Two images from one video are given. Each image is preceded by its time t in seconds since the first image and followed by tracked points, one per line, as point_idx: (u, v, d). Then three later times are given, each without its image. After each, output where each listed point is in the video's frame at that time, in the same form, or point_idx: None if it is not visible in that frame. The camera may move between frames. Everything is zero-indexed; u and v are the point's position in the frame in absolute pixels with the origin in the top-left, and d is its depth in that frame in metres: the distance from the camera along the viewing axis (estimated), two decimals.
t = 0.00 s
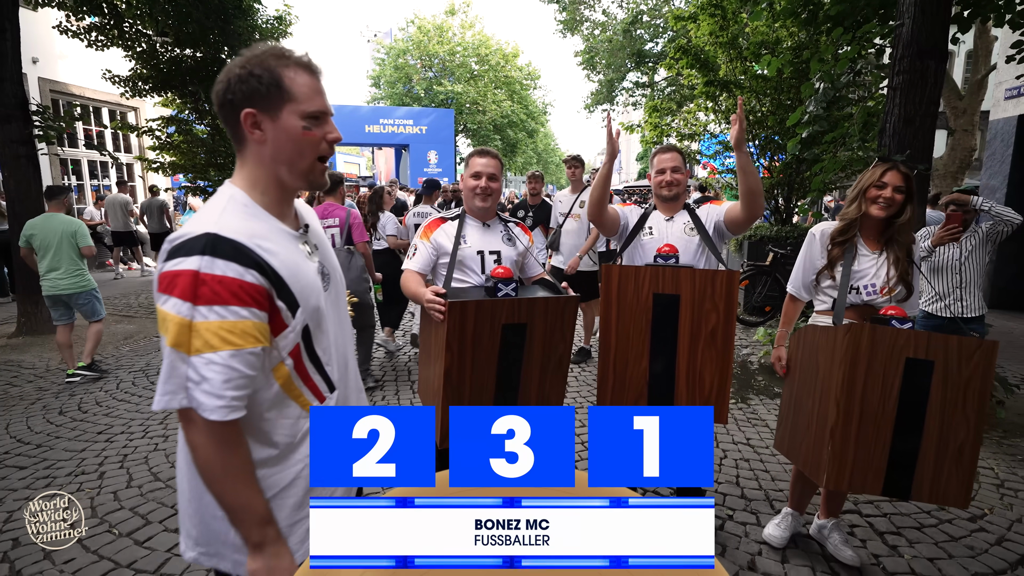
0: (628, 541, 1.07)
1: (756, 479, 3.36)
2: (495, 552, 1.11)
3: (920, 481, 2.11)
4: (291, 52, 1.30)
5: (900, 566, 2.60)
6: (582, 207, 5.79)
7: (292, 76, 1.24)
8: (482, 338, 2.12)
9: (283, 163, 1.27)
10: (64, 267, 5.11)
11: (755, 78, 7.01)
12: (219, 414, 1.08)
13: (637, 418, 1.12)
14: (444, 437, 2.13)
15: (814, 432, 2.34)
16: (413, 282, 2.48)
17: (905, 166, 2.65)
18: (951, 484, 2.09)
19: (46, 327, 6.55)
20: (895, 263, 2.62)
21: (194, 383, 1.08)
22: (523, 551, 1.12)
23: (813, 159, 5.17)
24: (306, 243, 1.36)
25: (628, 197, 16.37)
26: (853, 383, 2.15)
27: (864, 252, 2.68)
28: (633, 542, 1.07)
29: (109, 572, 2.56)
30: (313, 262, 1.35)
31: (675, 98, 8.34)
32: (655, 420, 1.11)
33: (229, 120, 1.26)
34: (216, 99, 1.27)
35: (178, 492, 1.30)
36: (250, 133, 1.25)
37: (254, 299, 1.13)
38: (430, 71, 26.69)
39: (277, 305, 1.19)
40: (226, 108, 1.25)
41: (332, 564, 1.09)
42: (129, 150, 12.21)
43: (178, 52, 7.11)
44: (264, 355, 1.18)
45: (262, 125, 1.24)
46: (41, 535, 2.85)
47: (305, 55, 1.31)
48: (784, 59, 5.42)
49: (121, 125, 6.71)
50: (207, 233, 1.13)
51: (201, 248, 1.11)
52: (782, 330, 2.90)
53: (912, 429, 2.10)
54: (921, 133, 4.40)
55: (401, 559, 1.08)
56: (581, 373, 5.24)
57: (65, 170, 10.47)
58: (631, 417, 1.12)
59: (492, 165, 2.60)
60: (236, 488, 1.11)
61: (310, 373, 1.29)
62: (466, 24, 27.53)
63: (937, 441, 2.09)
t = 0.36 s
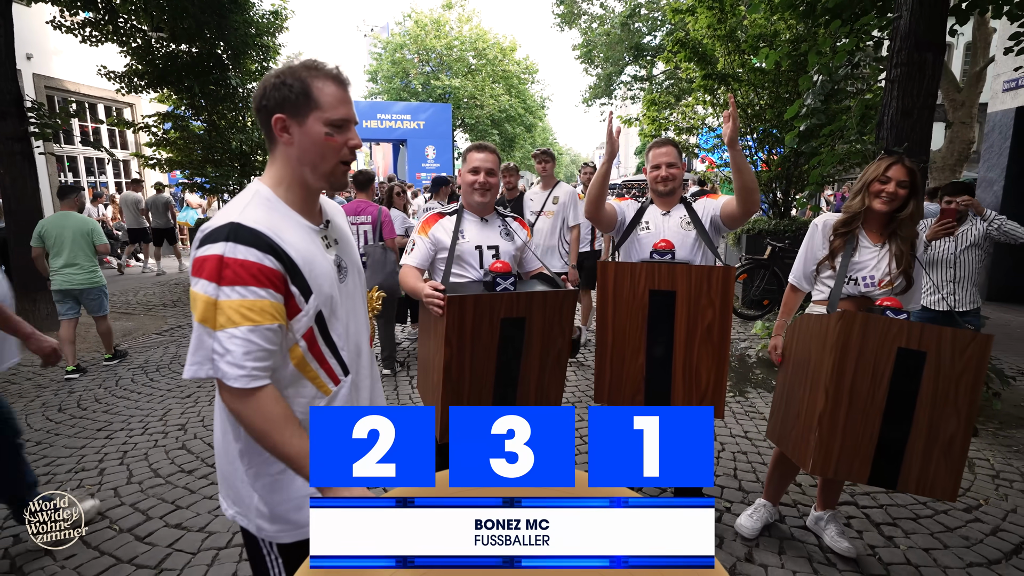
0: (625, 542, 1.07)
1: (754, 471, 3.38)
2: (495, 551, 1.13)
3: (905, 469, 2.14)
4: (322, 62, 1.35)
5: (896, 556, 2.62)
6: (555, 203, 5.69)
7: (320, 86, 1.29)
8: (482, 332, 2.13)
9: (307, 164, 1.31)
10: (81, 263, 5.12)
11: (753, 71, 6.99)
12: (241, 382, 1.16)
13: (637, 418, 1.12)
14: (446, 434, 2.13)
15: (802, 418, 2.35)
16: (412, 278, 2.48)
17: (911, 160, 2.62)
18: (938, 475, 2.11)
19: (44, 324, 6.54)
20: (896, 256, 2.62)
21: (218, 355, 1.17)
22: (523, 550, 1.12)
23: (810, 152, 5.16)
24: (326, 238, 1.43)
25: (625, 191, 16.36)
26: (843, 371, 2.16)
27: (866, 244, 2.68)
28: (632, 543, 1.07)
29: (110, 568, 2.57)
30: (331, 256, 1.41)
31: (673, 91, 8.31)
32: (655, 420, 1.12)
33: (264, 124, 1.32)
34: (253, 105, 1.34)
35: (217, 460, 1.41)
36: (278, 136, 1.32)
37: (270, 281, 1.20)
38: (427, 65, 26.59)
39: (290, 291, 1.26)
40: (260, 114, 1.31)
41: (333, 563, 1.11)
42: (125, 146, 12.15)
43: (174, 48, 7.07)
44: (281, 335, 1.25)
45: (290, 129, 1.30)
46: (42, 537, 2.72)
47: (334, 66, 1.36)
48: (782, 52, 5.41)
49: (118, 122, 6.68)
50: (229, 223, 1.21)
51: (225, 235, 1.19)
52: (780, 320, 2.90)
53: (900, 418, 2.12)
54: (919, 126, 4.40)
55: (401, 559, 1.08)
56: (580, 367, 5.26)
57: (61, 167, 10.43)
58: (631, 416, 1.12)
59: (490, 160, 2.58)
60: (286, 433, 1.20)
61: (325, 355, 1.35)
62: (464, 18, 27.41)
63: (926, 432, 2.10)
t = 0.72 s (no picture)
0: (624, 541, 1.07)
1: (752, 467, 3.39)
2: (495, 552, 1.12)
3: (897, 466, 2.15)
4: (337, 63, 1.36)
5: (893, 550, 2.63)
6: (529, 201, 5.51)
7: (332, 86, 1.29)
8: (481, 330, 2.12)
9: (316, 161, 1.31)
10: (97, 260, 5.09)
11: (750, 66, 6.97)
12: (227, 369, 1.13)
13: (637, 418, 1.12)
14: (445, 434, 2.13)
15: (794, 416, 2.37)
16: (408, 276, 2.47)
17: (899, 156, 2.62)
18: (931, 472, 2.11)
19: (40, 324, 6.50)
20: (888, 252, 2.61)
21: (208, 341, 1.15)
22: (523, 551, 1.12)
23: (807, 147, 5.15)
24: (332, 235, 1.40)
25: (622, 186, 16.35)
26: (829, 368, 2.18)
27: (856, 240, 2.69)
28: (632, 543, 1.06)
29: (108, 567, 2.57)
30: (335, 253, 1.38)
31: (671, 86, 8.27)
32: (655, 420, 1.12)
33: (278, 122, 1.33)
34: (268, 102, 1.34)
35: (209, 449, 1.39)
36: (290, 132, 1.32)
37: (267, 273, 1.19)
38: (423, 61, 26.46)
39: (289, 283, 1.24)
40: (275, 111, 1.31)
41: (332, 563, 1.10)
42: (120, 144, 12.08)
43: (168, 44, 7.01)
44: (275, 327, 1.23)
45: (301, 126, 1.30)
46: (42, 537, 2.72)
47: (348, 66, 1.36)
48: (779, 47, 5.40)
49: (113, 120, 6.60)
50: (232, 212, 1.20)
51: (227, 225, 1.18)
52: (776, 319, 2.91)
53: (889, 414, 2.13)
54: (916, 120, 4.40)
55: (401, 559, 1.08)
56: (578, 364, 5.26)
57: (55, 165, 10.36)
58: (631, 416, 1.12)
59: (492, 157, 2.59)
60: (243, 432, 1.15)
61: (321, 350, 1.32)
62: (460, 14, 27.30)
63: (917, 427, 2.11)
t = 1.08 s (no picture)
0: (626, 542, 1.06)
1: (752, 463, 3.38)
2: (495, 552, 1.11)
3: (893, 463, 2.15)
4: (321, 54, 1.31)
5: (894, 545, 2.63)
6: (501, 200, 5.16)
7: (316, 76, 1.24)
8: (483, 329, 2.10)
9: (298, 156, 1.26)
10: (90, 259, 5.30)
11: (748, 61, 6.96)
12: (194, 384, 1.08)
13: (636, 418, 1.11)
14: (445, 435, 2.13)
15: (790, 415, 2.39)
16: (407, 274, 2.46)
17: (889, 151, 2.62)
18: (928, 468, 2.11)
19: (37, 325, 6.47)
20: (882, 248, 2.59)
21: (175, 352, 1.09)
22: (523, 551, 1.11)
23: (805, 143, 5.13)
24: (315, 237, 1.34)
25: (620, 183, 16.34)
26: (820, 368, 2.19)
27: (850, 237, 2.68)
28: (633, 543, 1.05)
29: (107, 569, 2.56)
30: (319, 257, 1.32)
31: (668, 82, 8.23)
32: (655, 420, 1.10)
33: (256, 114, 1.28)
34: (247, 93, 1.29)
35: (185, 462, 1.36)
36: (271, 125, 1.26)
37: (242, 279, 1.12)
38: (419, 58, 26.36)
39: (267, 290, 1.18)
40: (255, 102, 1.26)
41: (332, 563, 1.09)
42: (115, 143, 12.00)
43: (162, 43, 6.96)
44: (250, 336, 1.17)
45: (282, 118, 1.25)
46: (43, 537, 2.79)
47: (334, 58, 1.31)
48: (777, 42, 5.39)
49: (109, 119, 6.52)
50: (205, 212, 1.14)
51: (198, 226, 1.11)
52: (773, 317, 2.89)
53: (883, 411, 2.14)
54: (915, 115, 4.39)
55: (401, 559, 1.07)
56: (576, 362, 5.25)
57: (50, 165, 10.27)
58: (631, 417, 1.11)
59: (494, 154, 2.59)
60: (207, 451, 1.11)
61: (302, 361, 1.26)
62: (456, 11, 27.19)
63: (913, 424, 2.11)
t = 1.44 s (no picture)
0: (624, 541, 1.05)
1: (750, 459, 3.38)
2: (495, 552, 1.10)
3: (889, 457, 2.15)
4: (260, 22, 1.12)
5: (892, 541, 2.63)
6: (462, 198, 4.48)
7: (256, 48, 1.06)
8: (481, 325, 2.08)
9: (236, 143, 1.08)
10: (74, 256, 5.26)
11: (747, 57, 6.95)
12: (111, 427, 0.88)
13: (637, 418, 1.10)
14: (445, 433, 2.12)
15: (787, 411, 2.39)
16: (405, 267, 2.43)
17: (880, 146, 2.61)
18: (925, 463, 2.11)
19: (33, 321, 6.44)
20: (878, 243, 2.59)
21: (86, 389, 0.88)
22: (523, 551, 1.10)
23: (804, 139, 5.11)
24: (263, 236, 1.15)
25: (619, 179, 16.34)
26: (816, 364, 2.19)
27: (846, 233, 2.67)
28: (633, 542, 1.05)
29: (102, 568, 2.54)
30: (269, 259, 1.14)
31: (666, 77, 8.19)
32: (655, 420, 1.10)
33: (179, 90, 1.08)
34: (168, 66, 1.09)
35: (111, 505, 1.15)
36: (201, 107, 1.07)
37: (172, 293, 0.93)
38: (417, 54, 26.27)
39: (205, 303, 0.99)
40: (178, 77, 1.06)
41: (330, 563, 1.07)
42: (111, 139, 11.92)
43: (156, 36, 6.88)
44: (185, 361, 0.98)
45: (215, 97, 1.06)
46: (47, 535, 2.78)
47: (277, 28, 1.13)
48: (776, 37, 5.38)
49: (104, 114, 6.37)
50: (121, 213, 0.93)
51: (111, 230, 0.91)
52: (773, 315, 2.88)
53: (879, 407, 2.13)
54: (914, 111, 4.38)
55: (400, 559, 1.05)
56: (575, 359, 5.23)
57: (46, 160, 10.20)
58: (631, 417, 1.09)
59: (494, 150, 2.53)
60: (147, 505, 0.93)
61: (255, 384, 1.08)
62: (454, 6, 27.06)
63: (908, 419, 2.11)
